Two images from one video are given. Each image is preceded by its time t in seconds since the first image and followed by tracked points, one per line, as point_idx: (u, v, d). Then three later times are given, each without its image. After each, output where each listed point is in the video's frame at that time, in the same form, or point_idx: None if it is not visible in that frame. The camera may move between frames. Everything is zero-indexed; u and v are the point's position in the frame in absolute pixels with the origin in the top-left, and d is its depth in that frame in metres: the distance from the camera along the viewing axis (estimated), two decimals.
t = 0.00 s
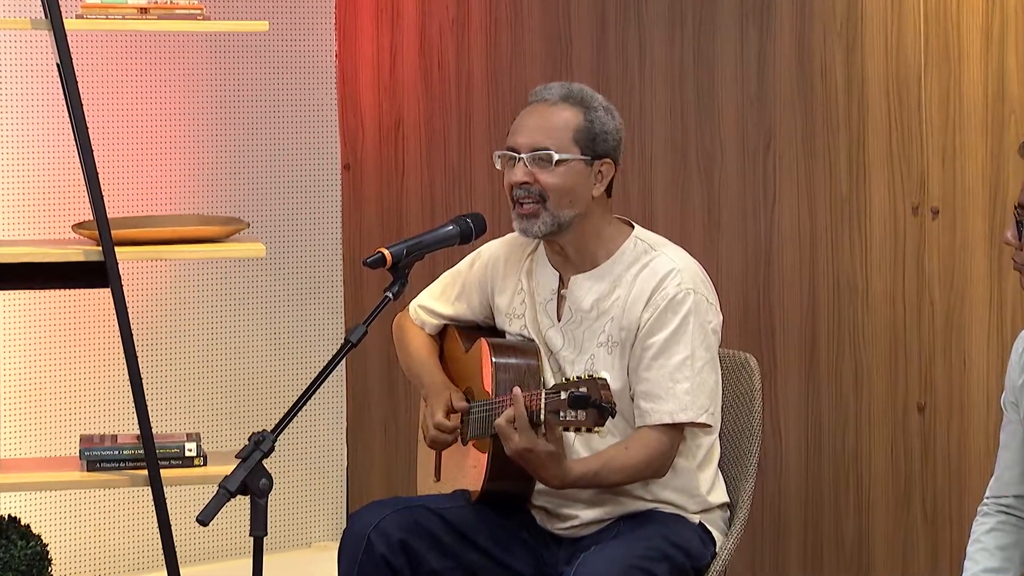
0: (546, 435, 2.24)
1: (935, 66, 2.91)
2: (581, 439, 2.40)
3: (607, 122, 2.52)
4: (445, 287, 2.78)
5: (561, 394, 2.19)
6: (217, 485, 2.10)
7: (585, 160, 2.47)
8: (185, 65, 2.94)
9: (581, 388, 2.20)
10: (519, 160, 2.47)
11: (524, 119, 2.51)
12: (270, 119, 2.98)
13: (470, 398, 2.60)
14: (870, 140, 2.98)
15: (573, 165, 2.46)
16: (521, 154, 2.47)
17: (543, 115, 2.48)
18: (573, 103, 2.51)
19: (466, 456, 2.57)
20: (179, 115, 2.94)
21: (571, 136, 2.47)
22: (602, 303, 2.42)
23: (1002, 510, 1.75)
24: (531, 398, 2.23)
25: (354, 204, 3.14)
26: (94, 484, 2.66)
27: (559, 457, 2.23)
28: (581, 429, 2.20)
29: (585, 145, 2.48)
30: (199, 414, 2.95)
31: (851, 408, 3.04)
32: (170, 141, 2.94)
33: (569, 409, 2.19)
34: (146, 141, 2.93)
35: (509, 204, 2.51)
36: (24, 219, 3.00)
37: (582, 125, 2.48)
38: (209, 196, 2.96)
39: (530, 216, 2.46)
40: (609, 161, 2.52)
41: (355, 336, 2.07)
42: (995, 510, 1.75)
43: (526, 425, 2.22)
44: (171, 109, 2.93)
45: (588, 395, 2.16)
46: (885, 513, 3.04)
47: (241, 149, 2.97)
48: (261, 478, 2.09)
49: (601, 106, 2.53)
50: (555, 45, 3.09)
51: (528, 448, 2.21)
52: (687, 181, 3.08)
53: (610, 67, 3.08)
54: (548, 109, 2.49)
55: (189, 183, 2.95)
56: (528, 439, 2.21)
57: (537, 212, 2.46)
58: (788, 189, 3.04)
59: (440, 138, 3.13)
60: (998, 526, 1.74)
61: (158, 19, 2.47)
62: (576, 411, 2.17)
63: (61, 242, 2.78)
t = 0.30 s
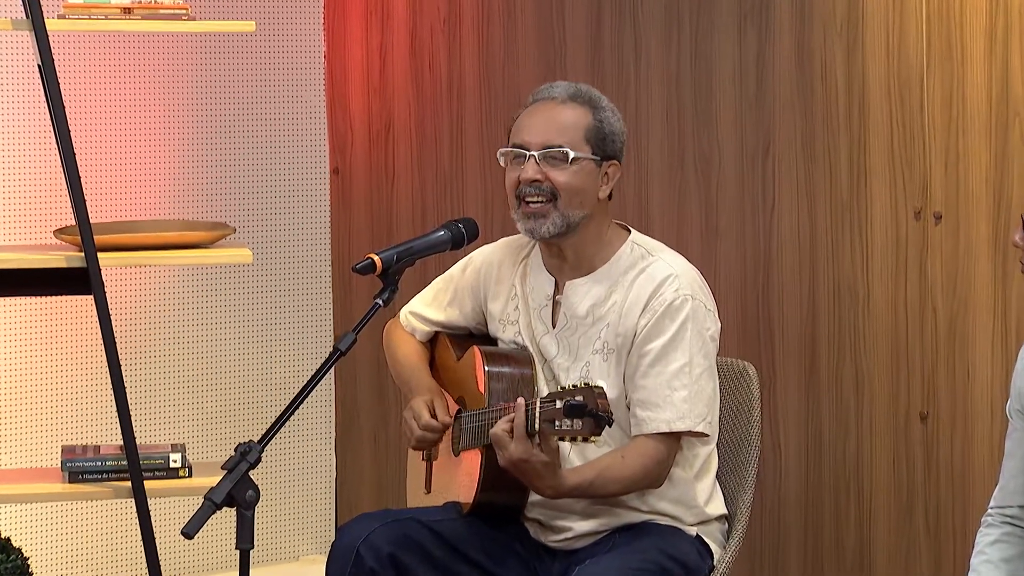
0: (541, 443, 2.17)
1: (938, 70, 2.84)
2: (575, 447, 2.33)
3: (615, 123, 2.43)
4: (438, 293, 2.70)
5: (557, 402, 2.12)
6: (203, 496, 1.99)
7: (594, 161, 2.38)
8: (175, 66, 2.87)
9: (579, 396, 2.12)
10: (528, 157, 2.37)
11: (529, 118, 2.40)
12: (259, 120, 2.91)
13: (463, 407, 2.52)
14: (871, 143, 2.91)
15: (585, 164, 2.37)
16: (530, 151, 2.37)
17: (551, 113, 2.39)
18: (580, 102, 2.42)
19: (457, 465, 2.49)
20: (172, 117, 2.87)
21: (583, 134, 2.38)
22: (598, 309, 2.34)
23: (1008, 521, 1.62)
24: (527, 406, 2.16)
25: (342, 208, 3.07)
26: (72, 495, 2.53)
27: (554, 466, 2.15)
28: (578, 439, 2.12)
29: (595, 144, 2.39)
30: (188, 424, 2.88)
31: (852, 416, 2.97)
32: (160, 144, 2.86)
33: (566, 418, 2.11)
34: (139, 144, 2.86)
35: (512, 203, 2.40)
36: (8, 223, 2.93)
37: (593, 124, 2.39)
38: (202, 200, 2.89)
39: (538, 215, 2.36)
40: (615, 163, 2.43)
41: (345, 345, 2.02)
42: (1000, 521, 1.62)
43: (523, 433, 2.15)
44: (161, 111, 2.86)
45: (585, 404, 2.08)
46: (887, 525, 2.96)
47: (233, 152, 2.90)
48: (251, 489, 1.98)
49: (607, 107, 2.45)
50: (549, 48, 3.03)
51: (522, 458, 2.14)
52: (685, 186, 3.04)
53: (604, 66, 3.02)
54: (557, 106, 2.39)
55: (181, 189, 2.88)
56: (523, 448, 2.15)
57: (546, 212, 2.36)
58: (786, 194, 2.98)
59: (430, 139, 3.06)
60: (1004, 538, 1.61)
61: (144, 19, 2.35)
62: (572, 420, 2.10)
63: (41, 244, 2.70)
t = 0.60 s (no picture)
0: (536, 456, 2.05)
1: (944, 74, 2.75)
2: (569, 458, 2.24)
3: (611, 128, 2.34)
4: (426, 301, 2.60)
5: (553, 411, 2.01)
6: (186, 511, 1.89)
7: (588, 168, 2.29)
8: (156, 66, 2.78)
9: (574, 405, 2.00)
10: (521, 162, 2.28)
11: (523, 121, 2.31)
12: (244, 122, 2.82)
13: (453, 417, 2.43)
14: (875, 145, 2.83)
15: (579, 171, 2.28)
16: (523, 157, 2.28)
17: (546, 117, 2.29)
18: (575, 106, 2.32)
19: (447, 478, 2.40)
20: (157, 120, 2.78)
21: (577, 140, 2.29)
22: (594, 317, 2.25)
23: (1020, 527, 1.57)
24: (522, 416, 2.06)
25: (329, 212, 2.97)
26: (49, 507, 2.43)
27: (548, 479, 2.05)
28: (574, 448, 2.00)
29: (590, 151, 2.30)
30: (170, 435, 2.79)
31: (854, 425, 2.89)
32: (145, 147, 2.78)
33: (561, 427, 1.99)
34: (123, 147, 2.77)
35: (502, 208, 2.31)
36: None
37: (589, 130, 2.29)
38: (188, 205, 2.80)
39: (529, 223, 2.27)
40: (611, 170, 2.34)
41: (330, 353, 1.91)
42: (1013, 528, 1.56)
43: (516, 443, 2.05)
44: (146, 113, 2.78)
45: (580, 412, 1.96)
46: (890, 539, 2.87)
47: (219, 155, 2.81)
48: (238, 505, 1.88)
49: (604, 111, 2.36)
50: (543, 47, 2.94)
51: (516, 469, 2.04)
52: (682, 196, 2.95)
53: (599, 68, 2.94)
54: (551, 110, 2.30)
55: (166, 194, 2.80)
56: (517, 459, 2.04)
57: (537, 221, 2.27)
58: (787, 198, 2.89)
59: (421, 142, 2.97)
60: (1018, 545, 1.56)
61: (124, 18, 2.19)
62: (567, 428, 1.98)
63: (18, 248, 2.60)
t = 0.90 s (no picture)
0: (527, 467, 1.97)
1: (946, 78, 2.69)
2: (557, 471, 2.14)
3: (596, 132, 2.25)
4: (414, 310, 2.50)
5: (540, 423, 1.93)
6: (164, 523, 1.76)
7: (576, 173, 2.20)
8: (137, 69, 2.69)
9: (563, 415, 1.91)
10: (507, 170, 2.20)
11: (506, 127, 2.21)
12: (225, 126, 2.72)
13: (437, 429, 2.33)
14: (875, 148, 2.75)
15: (566, 177, 2.20)
16: (509, 164, 2.20)
17: (530, 123, 2.20)
18: (559, 110, 2.23)
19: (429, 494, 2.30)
20: (135, 121, 2.69)
21: (563, 145, 2.20)
22: (582, 329, 2.16)
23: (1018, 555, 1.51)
24: (509, 427, 1.96)
25: (312, 219, 2.87)
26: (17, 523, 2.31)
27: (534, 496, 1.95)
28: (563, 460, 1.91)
29: (576, 156, 2.21)
30: (146, 448, 2.70)
31: (854, 438, 2.81)
32: (122, 150, 2.68)
33: (549, 439, 1.91)
34: (99, 151, 2.67)
35: (489, 219, 2.23)
36: None
37: (574, 135, 2.21)
38: (167, 210, 2.71)
39: (516, 231, 2.18)
40: (599, 173, 2.25)
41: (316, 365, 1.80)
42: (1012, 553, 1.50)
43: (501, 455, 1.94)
44: (124, 114, 2.68)
45: (569, 423, 1.88)
46: (889, 552, 2.80)
47: (199, 158, 2.72)
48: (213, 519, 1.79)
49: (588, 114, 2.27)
50: (533, 48, 2.86)
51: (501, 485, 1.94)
52: (675, 202, 2.86)
53: (589, 70, 2.85)
54: (535, 115, 2.21)
55: (144, 198, 2.70)
56: (502, 472, 1.94)
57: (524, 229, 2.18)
58: (784, 206, 2.81)
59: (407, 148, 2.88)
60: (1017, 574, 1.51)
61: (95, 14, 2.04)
62: (556, 440, 1.90)
63: None
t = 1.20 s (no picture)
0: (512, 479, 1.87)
1: (945, 79, 2.56)
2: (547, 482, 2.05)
3: (569, 130, 2.17)
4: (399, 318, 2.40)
5: (523, 433, 1.81)
6: (138, 539, 1.64)
7: (548, 173, 2.12)
8: (111, 70, 2.60)
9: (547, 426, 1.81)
10: (476, 177, 2.13)
11: (476, 132, 2.15)
12: (203, 128, 2.64)
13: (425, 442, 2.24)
14: (870, 152, 2.66)
15: (538, 178, 2.12)
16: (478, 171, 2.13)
17: (497, 127, 2.14)
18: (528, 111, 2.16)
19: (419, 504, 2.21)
20: (108, 124, 2.60)
21: (532, 146, 2.12)
22: (571, 333, 2.07)
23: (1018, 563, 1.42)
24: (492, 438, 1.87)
25: (294, 225, 2.82)
26: None
27: (524, 506, 1.87)
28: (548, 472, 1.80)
29: (547, 155, 2.13)
30: (123, 462, 2.61)
31: (850, 449, 2.75)
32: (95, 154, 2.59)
33: (532, 450, 1.79)
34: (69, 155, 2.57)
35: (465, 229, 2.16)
36: None
37: (542, 134, 2.13)
38: (143, 216, 2.62)
39: (492, 239, 2.11)
40: (576, 172, 2.17)
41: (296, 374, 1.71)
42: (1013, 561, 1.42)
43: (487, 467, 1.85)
44: (96, 117, 2.59)
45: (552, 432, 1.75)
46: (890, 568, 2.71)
47: (175, 161, 2.63)
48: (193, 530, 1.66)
49: (562, 112, 2.19)
50: (520, 50, 2.80)
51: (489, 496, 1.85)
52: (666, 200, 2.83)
53: (578, 64, 2.81)
54: (503, 118, 2.14)
55: (118, 204, 2.61)
56: (489, 483, 1.85)
57: (499, 236, 2.11)
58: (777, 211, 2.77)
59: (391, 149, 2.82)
60: None
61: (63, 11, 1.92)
62: (539, 452, 1.77)
63: None
